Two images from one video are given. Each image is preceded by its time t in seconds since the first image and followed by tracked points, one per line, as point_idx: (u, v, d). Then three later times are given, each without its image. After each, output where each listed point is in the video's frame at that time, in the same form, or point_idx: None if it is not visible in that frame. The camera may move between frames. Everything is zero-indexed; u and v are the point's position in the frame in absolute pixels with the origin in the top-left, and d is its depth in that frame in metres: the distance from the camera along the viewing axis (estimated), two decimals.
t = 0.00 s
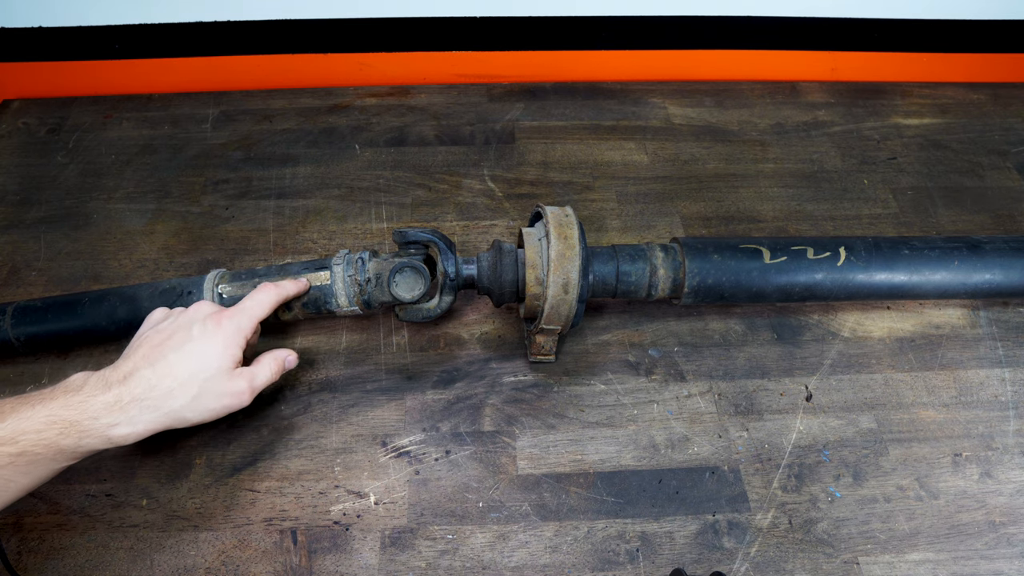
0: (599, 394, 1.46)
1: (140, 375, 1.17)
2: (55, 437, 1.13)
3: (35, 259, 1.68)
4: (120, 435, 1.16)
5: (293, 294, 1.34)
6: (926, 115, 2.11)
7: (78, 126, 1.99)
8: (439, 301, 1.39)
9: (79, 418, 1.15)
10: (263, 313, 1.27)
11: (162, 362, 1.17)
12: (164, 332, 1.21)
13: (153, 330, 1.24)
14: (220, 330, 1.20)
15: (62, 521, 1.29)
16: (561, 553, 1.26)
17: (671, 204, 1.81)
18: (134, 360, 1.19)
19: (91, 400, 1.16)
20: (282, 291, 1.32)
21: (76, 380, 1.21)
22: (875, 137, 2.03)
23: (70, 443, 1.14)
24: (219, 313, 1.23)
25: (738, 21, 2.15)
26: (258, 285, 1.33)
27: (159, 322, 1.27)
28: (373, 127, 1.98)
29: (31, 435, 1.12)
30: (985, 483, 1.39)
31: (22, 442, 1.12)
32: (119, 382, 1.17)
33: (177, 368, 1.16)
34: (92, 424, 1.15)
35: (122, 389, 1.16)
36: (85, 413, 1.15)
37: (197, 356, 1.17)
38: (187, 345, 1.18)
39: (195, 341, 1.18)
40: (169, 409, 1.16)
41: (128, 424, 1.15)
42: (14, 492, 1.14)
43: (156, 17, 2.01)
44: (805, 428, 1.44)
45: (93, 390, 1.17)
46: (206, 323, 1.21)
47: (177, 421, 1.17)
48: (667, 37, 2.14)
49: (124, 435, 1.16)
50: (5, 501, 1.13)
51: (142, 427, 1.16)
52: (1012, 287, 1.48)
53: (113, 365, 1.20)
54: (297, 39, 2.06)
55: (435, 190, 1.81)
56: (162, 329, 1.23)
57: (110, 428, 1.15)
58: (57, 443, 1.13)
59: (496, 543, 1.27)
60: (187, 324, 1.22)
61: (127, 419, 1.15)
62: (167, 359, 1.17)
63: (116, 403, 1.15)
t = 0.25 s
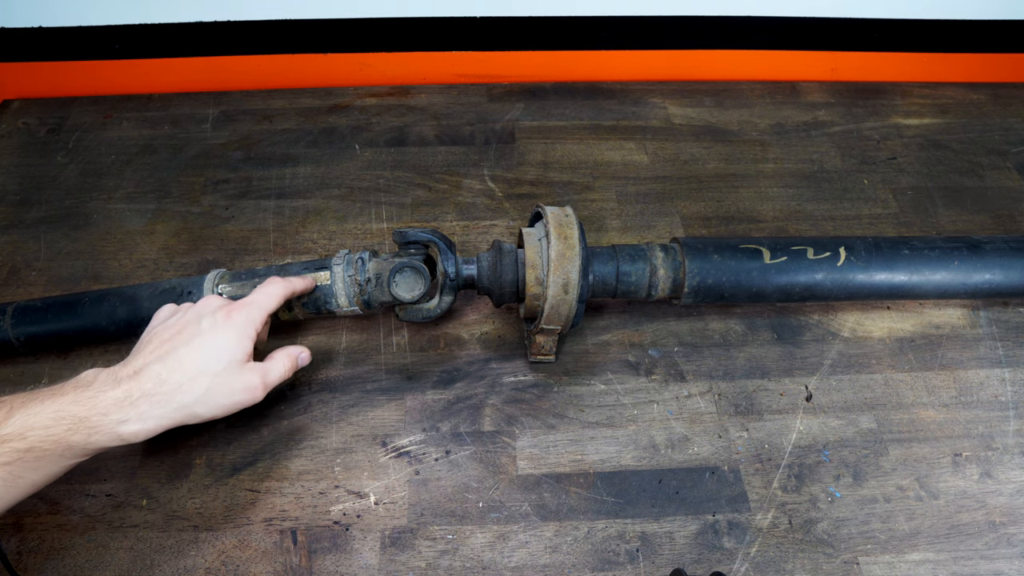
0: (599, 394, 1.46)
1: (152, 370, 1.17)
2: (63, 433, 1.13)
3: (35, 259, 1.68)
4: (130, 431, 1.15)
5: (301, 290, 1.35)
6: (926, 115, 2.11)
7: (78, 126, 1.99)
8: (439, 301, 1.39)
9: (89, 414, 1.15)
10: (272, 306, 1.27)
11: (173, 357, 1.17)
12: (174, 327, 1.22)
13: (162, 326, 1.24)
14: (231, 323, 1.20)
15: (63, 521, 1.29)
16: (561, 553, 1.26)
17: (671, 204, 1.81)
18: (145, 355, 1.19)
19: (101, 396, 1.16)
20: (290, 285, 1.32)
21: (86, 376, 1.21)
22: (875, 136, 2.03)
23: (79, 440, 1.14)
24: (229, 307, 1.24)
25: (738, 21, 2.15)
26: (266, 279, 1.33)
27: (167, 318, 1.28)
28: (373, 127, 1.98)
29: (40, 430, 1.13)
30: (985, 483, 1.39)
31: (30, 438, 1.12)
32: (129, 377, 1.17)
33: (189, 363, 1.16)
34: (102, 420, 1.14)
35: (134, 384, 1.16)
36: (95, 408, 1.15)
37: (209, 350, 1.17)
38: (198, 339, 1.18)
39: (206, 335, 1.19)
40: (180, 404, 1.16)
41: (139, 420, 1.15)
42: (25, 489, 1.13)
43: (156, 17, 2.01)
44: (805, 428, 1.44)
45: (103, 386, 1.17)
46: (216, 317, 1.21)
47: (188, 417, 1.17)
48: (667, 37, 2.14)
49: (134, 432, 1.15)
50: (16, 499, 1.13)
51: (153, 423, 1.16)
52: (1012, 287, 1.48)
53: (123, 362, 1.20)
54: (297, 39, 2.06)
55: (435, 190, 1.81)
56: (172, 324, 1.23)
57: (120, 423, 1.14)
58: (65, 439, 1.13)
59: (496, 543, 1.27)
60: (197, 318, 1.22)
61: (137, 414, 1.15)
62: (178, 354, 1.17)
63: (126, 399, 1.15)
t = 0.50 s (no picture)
0: (599, 394, 1.46)
1: (156, 377, 1.17)
2: (68, 438, 1.13)
3: (35, 259, 1.68)
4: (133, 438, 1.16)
5: (301, 291, 1.35)
6: (926, 115, 2.11)
7: (78, 126, 1.99)
8: (439, 301, 1.39)
9: (94, 420, 1.14)
10: (274, 311, 1.27)
11: (177, 363, 1.18)
12: (177, 334, 1.22)
13: (165, 332, 1.24)
14: (233, 330, 1.21)
15: (62, 521, 1.29)
16: (561, 553, 1.26)
17: (671, 204, 1.81)
18: (149, 361, 1.19)
19: (105, 403, 1.16)
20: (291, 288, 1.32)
21: (90, 381, 1.21)
22: (875, 137, 2.03)
23: (83, 445, 1.14)
24: (232, 313, 1.24)
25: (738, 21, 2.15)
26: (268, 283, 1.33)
27: (170, 323, 1.28)
28: (373, 127, 1.98)
29: (46, 435, 1.12)
30: (985, 483, 1.39)
31: (35, 443, 1.11)
32: (133, 384, 1.17)
33: (192, 370, 1.17)
34: (106, 426, 1.14)
35: (137, 392, 1.16)
36: (99, 415, 1.15)
37: (212, 358, 1.17)
38: (201, 346, 1.18)
39: (209, 342, 1.19)
40: (183, 412, 1.16)
41: (143, 427, 1.15)
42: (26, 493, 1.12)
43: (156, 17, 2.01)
44: (805, 428, 1.44)
45: (107, 392, 1.17)
46: (219, 324, 1.21)
47: (191, 423, 1.17)
48: (667, 37, 2.14)
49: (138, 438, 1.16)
50: (16, 503, 1.12)
51: (156, 430, 1.16)
52: (1012, 287, 1.48)
53: (127, 367, 1.20)
54: (297, 39, 2.05)
55: (435, 190, 1.81)
56: (175, 329, 1.23)
57: (124, 430, 1.15)
58: (69, 444, 1.13)
59: (496, 543, 1.27)
60: (200, 325, 1.22)
61: (141, 421, 1.15)
62: (181, 361, 1.17)
63: (131, 406, 1.15)
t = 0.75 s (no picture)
0: (599, 394, 1.46)
1: (157, 392, 1.17)
2: (67, 447, 1.13)
3: (35, 259, 1.68)
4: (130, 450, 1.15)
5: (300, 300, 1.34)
6: (926, 115, 2.11)
7: (78, 126, 1.99)
8: (439, 301, 1.39)
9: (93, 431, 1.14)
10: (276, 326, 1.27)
11: (178, 378, 1.18)
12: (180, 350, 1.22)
13: (168, 346, 1.24)
14: (235, 347, 1.21)
15: (62, 521, 1.29)
16: (561, 553, 1.26)
17: (671, 204, 1.81)
18: (150, 375, 1.19)
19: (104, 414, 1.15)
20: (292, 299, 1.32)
21: (91, 392, 1.21)
22: (875, 137, 2.03)
23: (81, 454, 1.13)
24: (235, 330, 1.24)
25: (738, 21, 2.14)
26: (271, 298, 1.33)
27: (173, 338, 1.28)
28: (373, 127, 1.98)
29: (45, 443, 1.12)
30: (985, 483, 1.39)
31: (35, 451, 1.11)
32: (133, 396, 1.17)
33: (192, 387, 1.17)
34: (104, 437, 1.14)
35: (137, 405, 1.16)
36: (98, 426, 1.14)
37: (212, 375, 1.17)
38: (203, 362, 1.19)
39: (210, 359, 1.19)
40: (181, 427, 1.16)
41: (140, 439, 1.15)
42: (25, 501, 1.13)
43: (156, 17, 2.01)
44: (805, 428, 1.44)
45: (107, 403, 1.17)
46: (222, 341, 1.21)
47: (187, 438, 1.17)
48: (667, 37, 2.14)
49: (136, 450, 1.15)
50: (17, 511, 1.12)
51: (154, 443, 1.16)
52: (1012, 287, 1.48)
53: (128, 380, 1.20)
54: (297, 39, 2.05)
55: (435, 190, 1.81)
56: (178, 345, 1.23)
57: (122, 441, 1.14)
58: (67, 453, 1.12)
59: (496, 543, 1.27)
60: (203, 341, 1.22)
61: (139, 434, 1.15)
62: (183, 377, 1.18)
63: (130, 419, 1.15)
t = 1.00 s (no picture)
0: (599, 394, 1.46)
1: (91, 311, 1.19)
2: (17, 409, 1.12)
3: (35, 259, 1.68)
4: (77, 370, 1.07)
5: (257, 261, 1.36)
6: (926, 115, 2.11)
7: (78, 126, 1.99)
8: (439, 301, 1.39)
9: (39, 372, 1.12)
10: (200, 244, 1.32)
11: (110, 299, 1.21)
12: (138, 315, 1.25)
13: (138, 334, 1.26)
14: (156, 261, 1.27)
15: (62, 521, 1.28)
16: (561, 553, 1.26)
17: (671, 204, 1.81)
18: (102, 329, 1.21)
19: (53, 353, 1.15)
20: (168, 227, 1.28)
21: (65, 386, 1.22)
22: (875, 137, 2.03)
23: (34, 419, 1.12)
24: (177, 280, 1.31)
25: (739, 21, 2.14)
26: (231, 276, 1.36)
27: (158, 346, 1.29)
28: (373, 127, 1.98)
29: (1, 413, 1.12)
30: (985, 483, 1.39)
31: None
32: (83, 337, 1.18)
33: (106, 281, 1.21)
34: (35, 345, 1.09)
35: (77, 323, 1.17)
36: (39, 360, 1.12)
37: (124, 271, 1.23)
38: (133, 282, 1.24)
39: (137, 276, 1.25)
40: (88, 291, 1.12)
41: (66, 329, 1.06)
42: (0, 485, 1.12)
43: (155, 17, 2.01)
44: (805, 428, 1.44)
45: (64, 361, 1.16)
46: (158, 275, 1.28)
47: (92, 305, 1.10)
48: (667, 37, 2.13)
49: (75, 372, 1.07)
50: None
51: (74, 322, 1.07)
52: (1012, 287, 1.48)
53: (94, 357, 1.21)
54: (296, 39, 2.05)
55: (435, 190, 1.81)
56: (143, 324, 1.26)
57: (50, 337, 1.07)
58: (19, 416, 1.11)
59: (496, 543, 1.27)
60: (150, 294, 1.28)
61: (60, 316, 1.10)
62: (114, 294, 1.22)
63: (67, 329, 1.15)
